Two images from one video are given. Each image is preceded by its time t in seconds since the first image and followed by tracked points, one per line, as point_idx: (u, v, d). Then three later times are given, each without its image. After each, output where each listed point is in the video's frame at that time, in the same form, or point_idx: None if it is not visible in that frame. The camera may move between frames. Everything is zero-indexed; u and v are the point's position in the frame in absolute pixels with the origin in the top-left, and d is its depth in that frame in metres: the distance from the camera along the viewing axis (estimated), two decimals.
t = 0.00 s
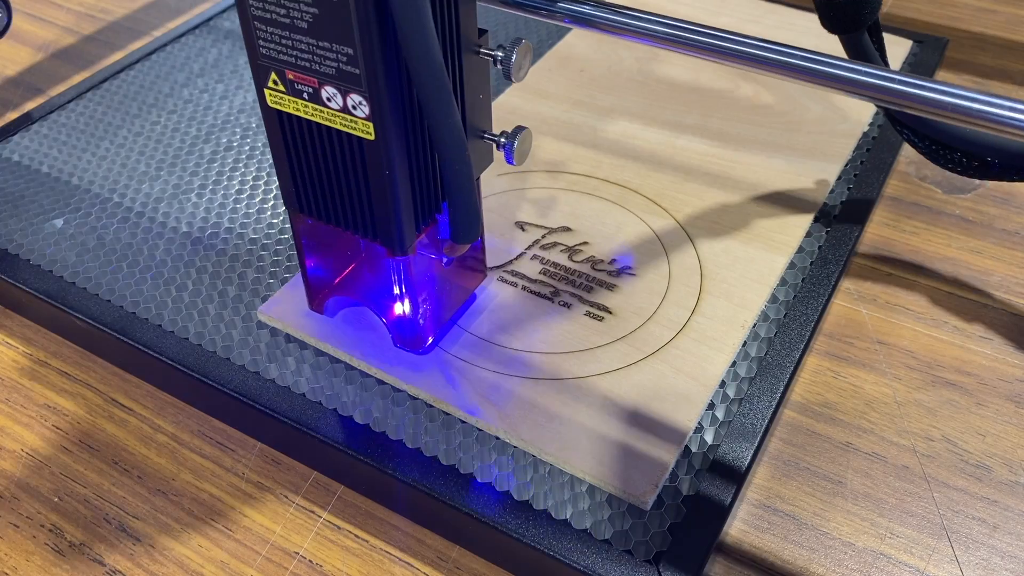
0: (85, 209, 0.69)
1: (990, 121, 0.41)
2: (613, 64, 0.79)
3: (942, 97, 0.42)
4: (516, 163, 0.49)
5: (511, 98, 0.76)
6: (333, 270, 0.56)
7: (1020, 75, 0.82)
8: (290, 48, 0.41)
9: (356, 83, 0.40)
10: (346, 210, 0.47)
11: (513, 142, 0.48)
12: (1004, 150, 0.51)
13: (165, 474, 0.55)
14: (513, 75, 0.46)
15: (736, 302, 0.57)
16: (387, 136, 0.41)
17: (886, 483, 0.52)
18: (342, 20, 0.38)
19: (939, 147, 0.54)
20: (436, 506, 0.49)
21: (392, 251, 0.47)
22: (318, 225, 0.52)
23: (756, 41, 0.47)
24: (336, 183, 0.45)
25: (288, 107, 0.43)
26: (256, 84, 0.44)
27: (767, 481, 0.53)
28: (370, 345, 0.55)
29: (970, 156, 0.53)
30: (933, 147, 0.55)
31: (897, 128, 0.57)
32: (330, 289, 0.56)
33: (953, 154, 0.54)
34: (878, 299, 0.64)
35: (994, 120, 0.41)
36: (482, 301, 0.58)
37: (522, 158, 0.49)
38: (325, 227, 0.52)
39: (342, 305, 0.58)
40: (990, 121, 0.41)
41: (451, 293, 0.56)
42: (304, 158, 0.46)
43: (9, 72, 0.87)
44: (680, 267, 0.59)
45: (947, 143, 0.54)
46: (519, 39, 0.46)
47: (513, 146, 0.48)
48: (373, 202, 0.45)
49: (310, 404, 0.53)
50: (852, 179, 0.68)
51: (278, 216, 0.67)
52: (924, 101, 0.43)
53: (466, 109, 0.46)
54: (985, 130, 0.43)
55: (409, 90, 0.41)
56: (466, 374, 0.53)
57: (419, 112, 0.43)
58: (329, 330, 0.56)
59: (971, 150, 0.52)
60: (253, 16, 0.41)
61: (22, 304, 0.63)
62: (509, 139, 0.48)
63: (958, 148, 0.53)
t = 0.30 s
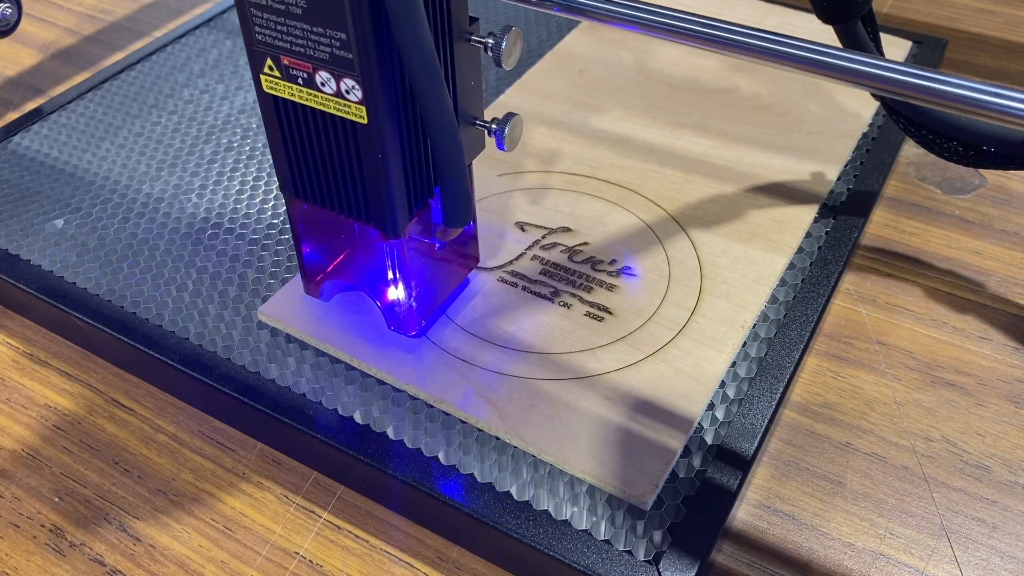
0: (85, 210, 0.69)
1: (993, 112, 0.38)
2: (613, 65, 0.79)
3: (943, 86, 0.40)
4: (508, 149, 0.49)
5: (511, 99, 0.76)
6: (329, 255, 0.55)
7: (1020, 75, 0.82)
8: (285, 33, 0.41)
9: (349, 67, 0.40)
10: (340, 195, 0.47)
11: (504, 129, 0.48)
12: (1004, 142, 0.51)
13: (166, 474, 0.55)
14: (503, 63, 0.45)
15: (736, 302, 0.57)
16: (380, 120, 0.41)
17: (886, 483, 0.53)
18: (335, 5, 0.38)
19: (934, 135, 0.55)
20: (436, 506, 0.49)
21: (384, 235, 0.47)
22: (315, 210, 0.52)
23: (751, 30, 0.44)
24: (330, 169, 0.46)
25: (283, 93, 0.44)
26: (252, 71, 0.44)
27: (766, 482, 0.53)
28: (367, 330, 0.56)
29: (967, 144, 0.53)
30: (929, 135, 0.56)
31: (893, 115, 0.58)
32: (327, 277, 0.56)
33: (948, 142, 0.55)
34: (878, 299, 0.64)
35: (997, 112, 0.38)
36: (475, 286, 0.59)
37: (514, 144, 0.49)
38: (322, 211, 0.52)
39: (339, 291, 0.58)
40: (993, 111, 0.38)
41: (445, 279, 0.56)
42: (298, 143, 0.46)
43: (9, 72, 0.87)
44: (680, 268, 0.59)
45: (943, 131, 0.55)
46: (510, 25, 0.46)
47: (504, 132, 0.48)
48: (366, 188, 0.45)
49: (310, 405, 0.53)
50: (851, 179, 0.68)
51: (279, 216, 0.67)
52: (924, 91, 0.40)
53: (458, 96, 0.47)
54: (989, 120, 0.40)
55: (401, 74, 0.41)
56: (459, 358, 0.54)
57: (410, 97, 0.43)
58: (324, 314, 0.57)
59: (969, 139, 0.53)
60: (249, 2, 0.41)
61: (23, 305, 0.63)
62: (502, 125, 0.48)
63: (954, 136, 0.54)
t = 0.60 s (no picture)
0: (85, 210, 0.69)
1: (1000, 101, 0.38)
2: (612, 66, 0.79)
3: (945, 76, 0.40)
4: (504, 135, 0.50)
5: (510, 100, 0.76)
6: (328, 242, 0.56)
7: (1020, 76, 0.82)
8: (284, 19, 0.41)
9: (346, 52, 0.40)
10: (338, 179, 0.47)
11: (498, 114, 0.48)
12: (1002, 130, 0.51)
13: (165, 474, 0.55)
14: (496, 50, 0.45)
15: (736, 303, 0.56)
16: (377, 104, 0.42)
17: (886, 483, 0.53)
18: None
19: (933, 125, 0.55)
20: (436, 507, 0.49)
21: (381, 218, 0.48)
22: (314, 195, 0.52)
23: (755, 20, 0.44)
24: (329, 154, 0.46)
25: (283, 78, 0.44)
26: (251, 57, 0.45)
27: (766, 482, 0.53)
28: (365, 310, 0.57)
29: (965, 133, 0.53)
30: (926, 125, 0.56)
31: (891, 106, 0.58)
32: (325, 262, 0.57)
33: (946, 132, 0.54)
34: (878, 300, 0.64)
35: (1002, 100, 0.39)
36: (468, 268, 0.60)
37: (507, 131, 0.49)
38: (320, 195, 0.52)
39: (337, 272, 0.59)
40: (996, 100, 0.39)
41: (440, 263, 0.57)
42: (297, 128, 0.46)
43: (10, 72, 0.87)
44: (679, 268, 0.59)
45: (941, 121, 0.55)
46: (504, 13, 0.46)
47: (499, 117, 0.48)
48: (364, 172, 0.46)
49: (310, 405, 0.53)
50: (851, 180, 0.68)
51: (279, 217, 0.67)
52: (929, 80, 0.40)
53: (454, 83, 0.47)
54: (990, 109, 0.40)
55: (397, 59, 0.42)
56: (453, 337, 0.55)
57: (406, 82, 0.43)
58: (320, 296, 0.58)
59: (966, 129, 0.53)
60: None
61: (22, 305, 0.63)
62: (495, 111, 0.48)
63: (952, 125, 0.54)
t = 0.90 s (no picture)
0: (85, 211, 0.69)
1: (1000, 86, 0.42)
2: (612, 66, 0.79)
3: (948, 63, 0.43)
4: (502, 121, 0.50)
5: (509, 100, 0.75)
6: (330, 227, 0.56)
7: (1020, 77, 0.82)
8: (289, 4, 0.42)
9: (348, 37, 0.41)
10: (340, 165, 0.47)
11: (496, 100, 0.48)
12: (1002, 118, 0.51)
13: (165, 474, 0.55)
14: (496, 37, 0.46)
15: (736, 303, 0.56)
16: (378, 88, 0.42)
17: (886, 484, 0.53)
18: None
19: (932, 113, 0.55)
20: (435, 507, 0.49)
21: (383, 203, 0.48)
22: (317, 179, 0.53)
23: (762, 10, 0.48)
24: (331, 139, 0.46)
25: (287, 64, 0.45)
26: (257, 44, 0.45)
27: (766, 483, 0.53)
28: (367, 293, 0.57)
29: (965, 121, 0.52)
30: (924, 113, 0.56)
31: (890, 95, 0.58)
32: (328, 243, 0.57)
33: (944, 120, 0.54)
34: (877, 300, 0.64)
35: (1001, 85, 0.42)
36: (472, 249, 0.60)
37: (505, 117, 0.50)
38: (321, 179, 0.53)
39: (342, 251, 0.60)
40: (1002, 87, 0.42)
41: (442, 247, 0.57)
42: (300, 113, 0.47)
43: (10, 73, 0.88)
44: (678, 267, 0.58)
45: (939, 108, 0.54)
46: None
47: (498, 104, 0.49)
48: (365, 157, 0.46)
49: (310, 406, 0.53)
50: (850, 181, 0.68)
51: (279, 217, 0.67)
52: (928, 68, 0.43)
53: (453, 69, 0.47)
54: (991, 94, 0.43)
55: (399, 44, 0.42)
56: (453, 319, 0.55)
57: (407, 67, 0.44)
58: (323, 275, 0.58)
59: (966, 117, 0.52)
60: None
61: (22, 305, 0.63)
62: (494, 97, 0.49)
63: (950, 114, 0.54)
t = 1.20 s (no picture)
0: (85, 211, 0.69)
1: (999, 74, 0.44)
2: (612, 66, 0.79)
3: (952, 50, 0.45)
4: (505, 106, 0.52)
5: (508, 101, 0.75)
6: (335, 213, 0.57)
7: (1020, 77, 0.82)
8: None
9: (355, 22, 0.41)
10: (345, 150, 0.48)
11: (500, 87, 0.50)
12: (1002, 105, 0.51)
13: (165, 475, 0.55)
14: (498, 24, 0.46)
15: (735, 303, 0.56)
16: (384, 73, 0.42)
17: (885, 485, 0.53)
18: None
19: (933, 103, 0.56)
20: (435, 508, 0.49)
21: (388, 188, 0.48)
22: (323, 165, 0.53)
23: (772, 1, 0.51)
24: (337, 125, 0.47)
25: (294, 50, 0.45)
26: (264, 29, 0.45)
27: (765, 483, 0.53)
28: (372, 278, 0.58)
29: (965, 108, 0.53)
30: (925, 102, 0.56)
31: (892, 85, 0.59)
32: (333, 230, 0.58)
33: (945, 110, 0.55)
34: (877, 301, 0.64)
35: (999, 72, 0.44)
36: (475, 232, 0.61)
37: (509, 102, 0.51)
38: (328, 165, 0.53)
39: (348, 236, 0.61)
40: (999, 72, 0.44)
41: (444, 231, 0.58)
42: (306, 97, 0.47)
43: (10, 73, 0.88)
44: (678, 268, 0.58)
45: (940, 98, 0.55)
46: None
47: (501, 91, 0.50)
48: (371, 143, 0.46)
49: (310, 406, 0.53)
50: (849, 181, 0.68)
51: (278, 218, 0.67)
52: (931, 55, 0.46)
53: (457, 53, 0.48)
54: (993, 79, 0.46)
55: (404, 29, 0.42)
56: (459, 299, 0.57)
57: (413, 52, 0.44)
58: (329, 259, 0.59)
59: (965, 104, 0.53)
60: None
61: (22, 305, 0.63)
62: (497, 85, 0.50)
63: (949, 103, 0.54)
